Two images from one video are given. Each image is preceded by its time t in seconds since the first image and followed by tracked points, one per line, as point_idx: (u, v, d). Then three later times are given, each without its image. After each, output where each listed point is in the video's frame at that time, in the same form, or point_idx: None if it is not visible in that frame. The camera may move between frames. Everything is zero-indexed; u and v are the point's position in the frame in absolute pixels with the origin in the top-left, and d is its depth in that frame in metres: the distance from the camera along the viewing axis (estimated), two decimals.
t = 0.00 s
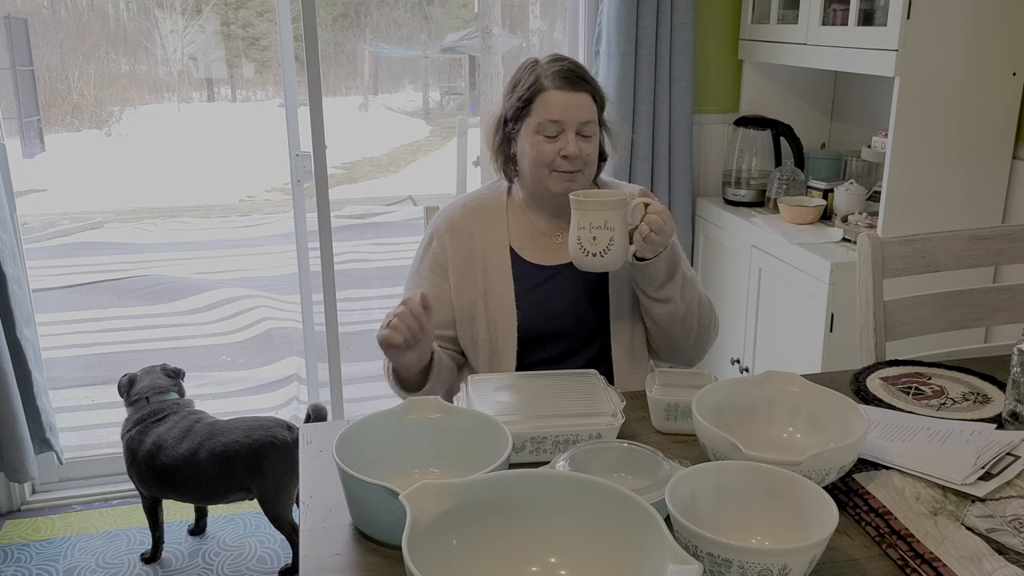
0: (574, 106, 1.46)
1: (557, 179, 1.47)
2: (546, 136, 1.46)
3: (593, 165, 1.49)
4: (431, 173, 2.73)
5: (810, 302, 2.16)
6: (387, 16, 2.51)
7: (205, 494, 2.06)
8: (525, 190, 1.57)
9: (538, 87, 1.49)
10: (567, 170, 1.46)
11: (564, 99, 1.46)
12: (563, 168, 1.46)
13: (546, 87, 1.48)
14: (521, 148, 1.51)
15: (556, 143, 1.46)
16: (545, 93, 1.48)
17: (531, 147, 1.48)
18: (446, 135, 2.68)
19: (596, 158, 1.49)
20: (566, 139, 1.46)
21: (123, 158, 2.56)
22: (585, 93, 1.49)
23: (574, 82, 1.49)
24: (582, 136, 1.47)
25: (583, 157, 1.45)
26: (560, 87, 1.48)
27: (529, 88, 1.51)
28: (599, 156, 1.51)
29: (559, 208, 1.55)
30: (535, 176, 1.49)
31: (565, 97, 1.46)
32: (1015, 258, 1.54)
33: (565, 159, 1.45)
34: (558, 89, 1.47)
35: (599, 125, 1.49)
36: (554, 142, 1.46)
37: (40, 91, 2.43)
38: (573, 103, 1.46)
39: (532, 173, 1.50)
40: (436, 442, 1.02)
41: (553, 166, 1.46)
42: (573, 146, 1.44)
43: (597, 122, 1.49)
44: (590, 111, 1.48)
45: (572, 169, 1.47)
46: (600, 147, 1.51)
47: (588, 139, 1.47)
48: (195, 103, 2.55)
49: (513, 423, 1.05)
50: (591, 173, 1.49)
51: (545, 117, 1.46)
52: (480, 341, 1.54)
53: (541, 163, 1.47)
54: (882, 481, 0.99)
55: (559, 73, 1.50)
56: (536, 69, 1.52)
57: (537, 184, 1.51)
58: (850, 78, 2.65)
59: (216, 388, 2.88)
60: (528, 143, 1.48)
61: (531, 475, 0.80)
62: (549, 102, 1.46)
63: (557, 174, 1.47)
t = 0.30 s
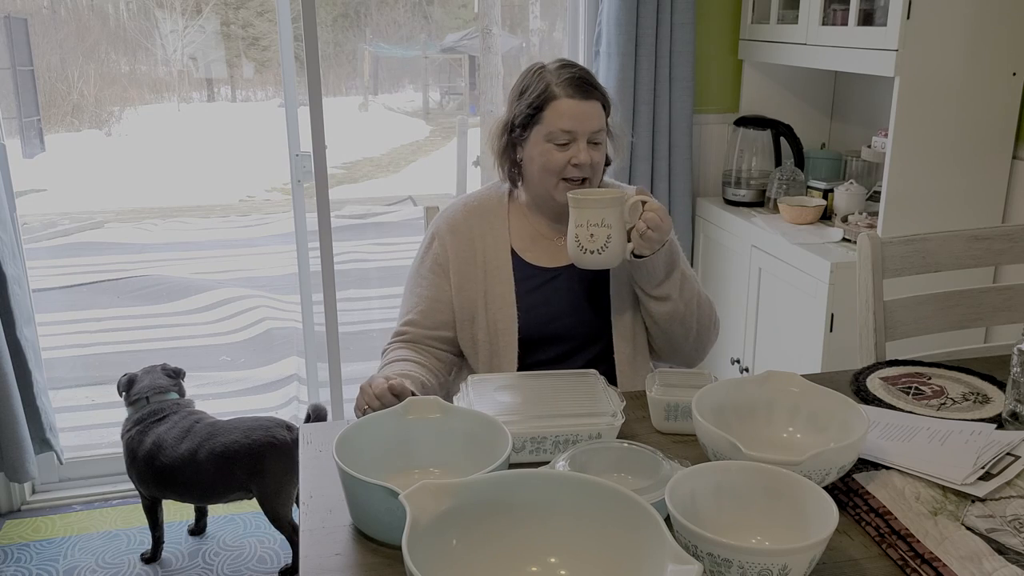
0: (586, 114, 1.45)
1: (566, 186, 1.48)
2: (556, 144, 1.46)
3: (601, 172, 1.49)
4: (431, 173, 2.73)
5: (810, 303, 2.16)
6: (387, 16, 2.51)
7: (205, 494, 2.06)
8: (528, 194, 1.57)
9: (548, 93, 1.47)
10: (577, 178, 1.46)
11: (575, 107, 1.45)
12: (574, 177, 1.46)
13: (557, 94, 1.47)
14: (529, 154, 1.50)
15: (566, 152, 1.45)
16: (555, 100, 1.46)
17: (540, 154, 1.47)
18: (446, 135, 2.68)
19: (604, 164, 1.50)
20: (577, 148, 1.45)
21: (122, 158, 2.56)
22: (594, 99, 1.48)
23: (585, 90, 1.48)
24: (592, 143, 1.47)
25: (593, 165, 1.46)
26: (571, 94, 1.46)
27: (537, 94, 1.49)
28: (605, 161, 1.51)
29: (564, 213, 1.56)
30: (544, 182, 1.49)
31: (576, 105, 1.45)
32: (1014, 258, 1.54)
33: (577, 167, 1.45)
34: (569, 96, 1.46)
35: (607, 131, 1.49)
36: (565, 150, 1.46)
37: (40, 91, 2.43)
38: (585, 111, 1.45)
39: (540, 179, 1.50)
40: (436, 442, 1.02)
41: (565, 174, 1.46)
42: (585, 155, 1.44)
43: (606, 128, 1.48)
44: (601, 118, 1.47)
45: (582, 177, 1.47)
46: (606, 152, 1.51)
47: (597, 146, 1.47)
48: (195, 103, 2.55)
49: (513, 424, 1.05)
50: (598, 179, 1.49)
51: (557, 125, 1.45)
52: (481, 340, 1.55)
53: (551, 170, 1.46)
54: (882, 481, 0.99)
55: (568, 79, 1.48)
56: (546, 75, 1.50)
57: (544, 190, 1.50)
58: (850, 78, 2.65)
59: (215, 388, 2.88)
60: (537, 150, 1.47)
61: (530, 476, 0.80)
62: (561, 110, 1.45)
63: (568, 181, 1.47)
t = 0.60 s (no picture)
0: (596, 119, 1.44)
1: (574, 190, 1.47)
2: (566, 149, 1.45)
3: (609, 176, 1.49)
4: (431, 173, 2.73)
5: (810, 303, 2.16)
6: (388, 17, 2.52)
7: (205, 493, 2.06)
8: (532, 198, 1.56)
9: (558, 98, 1.46)
10: (586, 184, 1.46)
11: (584, 112, 1.44)
12: (584, 182, 1.46)
13: (567, 98, 1.46)
14: (535, 158, 1.49)
15: (574, 156, 1.44)
16: (565, 105, 1.45)
17: (549, 158, 1.46)
18: (446, 135, 2.68)
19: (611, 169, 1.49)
20: (587, 153, 1.44)
21: (123, 158, 2.56)
22: (603, 104, 1.47)
23: (593, 94, 1.47)
24: (601, 148, 1.46)
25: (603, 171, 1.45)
26: (581, 99, 1.45)
27: (546, 98, 1.48)
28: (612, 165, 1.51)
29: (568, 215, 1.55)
30: (550, 186, 1.48)
31: (586, 110, 1.44)
32: (1014, 258, 1.54)
33: (587, 172, 1.44)
34: (578, 101, 1.45)
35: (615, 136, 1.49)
36: (575, 155, 1.45)
37: (41, 91, 2.44)
38: (595, 116, 1.44)
39: (546, 182, 1.49)
40: (436, 442, 1.02)
41: (574, 179, 1.46)
42: (595, 160, 1.44)
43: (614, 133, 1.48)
44: (609, 123, 1.46)
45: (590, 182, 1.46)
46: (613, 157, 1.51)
47: (605, 151, 1.47)
48: (196, 103, 2.55)
49: (513, 423, 1.05)
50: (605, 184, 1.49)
51: (568, 130, 1.43)
52: (482, 339, 1.56)
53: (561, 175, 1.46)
54: (881, 481, 0.99)
55: (577, 84, 1.47)
56: (554, 79, 1.49)
57: (551, 194, 1.49)
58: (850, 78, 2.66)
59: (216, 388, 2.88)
60: (546, 155, 1.46)
61: (530, 476, 0.81)
62: (571, 115, 1.44)
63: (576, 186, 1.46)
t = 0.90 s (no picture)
0: (602, 125, 1.44)
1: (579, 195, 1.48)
2: (572, 155, 1.44)
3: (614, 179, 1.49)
4: (431, 174, 2.73)
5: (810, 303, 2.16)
6: (388, 17, 2.52)
7: (205, 493, 2.06)
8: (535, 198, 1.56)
9: (565, 103, 1.45)
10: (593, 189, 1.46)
11: (590, 118, 1.43)
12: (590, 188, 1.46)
13: (573, 103, 1.45)
14: (541, 162, 1.49)
15: (581, 162, 1.45)
16: (572, 110, 1.45)
17: (555, 164, 1.46)
18: (446, 135, 2.68)
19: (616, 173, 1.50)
20: (593, 158, 1.45)
21: (123, 158, 2.56)
22: (609, 108, 1.47)
23: (600, 99, 1.46)
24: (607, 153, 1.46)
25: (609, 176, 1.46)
26: (587, 105, 1.45)
27: (552, 102, 1.47)
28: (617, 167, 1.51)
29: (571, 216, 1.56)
30: (555, 190, 1.49)
31: (593, 116, 1.44)
32: (1014, 258, 1.54)
33: (593, 178, 1.45)
34: (585, 107, 1.44)
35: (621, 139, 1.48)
36: (581, 161, 1.45)
37: (41, 91, 2.44)
38: (602, 122, 1.44)
39: (551, 186, 1.49)
40: (436, 442, 1.02)
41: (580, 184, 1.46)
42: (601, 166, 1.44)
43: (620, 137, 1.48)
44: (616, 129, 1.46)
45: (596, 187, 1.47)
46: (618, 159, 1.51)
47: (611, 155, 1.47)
48: (196, 103, 2.55)
49: (513, 423, 1.05)
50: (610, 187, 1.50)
51: (575, 137, 1.43)
52: (484, 338, 1.56)
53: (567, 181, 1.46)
54: (881, 480, 0.99)
55: (584, 88, 1.46)
56: (561, 83, 1.48)
57: (556, 198, 1.50)
58: (850, 78, 2.66)
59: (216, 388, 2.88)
60: (552, 160, 1.46)
61: (530, 475, 0.81)
62: (578, 121, 1.43)
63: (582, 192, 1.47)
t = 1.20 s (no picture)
0: (612, 128, 1.44)
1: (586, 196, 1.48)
2: (581, 157, 1.45)
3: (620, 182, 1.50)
4: (431, 173, 2.73)
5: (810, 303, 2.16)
6: (387, 18, 2.52)
7: (205, 493, 2.06)
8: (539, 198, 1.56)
9: (574, 106, 1.45)
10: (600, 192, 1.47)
11: (600, 121, 1.43)
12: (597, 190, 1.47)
13: (583, 107, 1.44)
14: (547, 163, 1.49)
15: (589, 165, 1.45)
16: (581, 114, 1.44)
17: (563, 166, 1.46)
18: (446, 135, 2.68)
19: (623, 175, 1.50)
20: (601, 161, 1.45)
21: (123, 158, 2.56)
22: (618, 112, 1.47)
23: (610, 103, 1.46)
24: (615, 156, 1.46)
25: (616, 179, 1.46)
26: (597, 108, 1.44)
27: (561, 104, 1.47)
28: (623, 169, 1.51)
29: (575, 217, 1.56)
30: (561, 191, 1.48)
31: (603, 119, 1.43)
32: (1014, 258, 1.54)
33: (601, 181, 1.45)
34: (595, 110, 1.44)
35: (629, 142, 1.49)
36: (589, 163, 1.45)
37: (41, 91, 2.44)
38: (611, 125, 1.44)
39: (557, 188, 1.49)
40: (436, 442, 1.02)
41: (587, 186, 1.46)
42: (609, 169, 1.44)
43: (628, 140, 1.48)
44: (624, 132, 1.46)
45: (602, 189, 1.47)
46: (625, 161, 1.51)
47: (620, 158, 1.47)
48: (195, 103, 2.55)
49: (513, 423, 1.05)
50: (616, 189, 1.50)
51: (584, 140, 1.43)
52: (487, 338, 1.56)
53: (574, 183, 1.46)
54: (881, 481, 0.99)
55: (593, 91, 1.46)
56: (570, 85, 1.47)
57: (562, 200, 1.50)
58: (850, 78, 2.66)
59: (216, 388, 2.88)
60: (559, 162, 1.46)
61: (530, 476, 0.81)
62: (587, 124, 1.43)
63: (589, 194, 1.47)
